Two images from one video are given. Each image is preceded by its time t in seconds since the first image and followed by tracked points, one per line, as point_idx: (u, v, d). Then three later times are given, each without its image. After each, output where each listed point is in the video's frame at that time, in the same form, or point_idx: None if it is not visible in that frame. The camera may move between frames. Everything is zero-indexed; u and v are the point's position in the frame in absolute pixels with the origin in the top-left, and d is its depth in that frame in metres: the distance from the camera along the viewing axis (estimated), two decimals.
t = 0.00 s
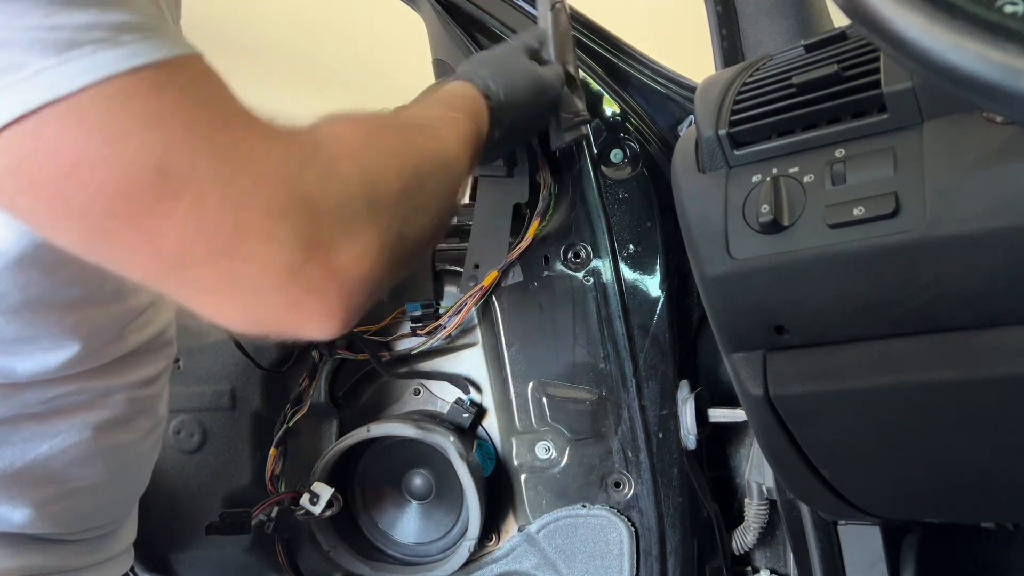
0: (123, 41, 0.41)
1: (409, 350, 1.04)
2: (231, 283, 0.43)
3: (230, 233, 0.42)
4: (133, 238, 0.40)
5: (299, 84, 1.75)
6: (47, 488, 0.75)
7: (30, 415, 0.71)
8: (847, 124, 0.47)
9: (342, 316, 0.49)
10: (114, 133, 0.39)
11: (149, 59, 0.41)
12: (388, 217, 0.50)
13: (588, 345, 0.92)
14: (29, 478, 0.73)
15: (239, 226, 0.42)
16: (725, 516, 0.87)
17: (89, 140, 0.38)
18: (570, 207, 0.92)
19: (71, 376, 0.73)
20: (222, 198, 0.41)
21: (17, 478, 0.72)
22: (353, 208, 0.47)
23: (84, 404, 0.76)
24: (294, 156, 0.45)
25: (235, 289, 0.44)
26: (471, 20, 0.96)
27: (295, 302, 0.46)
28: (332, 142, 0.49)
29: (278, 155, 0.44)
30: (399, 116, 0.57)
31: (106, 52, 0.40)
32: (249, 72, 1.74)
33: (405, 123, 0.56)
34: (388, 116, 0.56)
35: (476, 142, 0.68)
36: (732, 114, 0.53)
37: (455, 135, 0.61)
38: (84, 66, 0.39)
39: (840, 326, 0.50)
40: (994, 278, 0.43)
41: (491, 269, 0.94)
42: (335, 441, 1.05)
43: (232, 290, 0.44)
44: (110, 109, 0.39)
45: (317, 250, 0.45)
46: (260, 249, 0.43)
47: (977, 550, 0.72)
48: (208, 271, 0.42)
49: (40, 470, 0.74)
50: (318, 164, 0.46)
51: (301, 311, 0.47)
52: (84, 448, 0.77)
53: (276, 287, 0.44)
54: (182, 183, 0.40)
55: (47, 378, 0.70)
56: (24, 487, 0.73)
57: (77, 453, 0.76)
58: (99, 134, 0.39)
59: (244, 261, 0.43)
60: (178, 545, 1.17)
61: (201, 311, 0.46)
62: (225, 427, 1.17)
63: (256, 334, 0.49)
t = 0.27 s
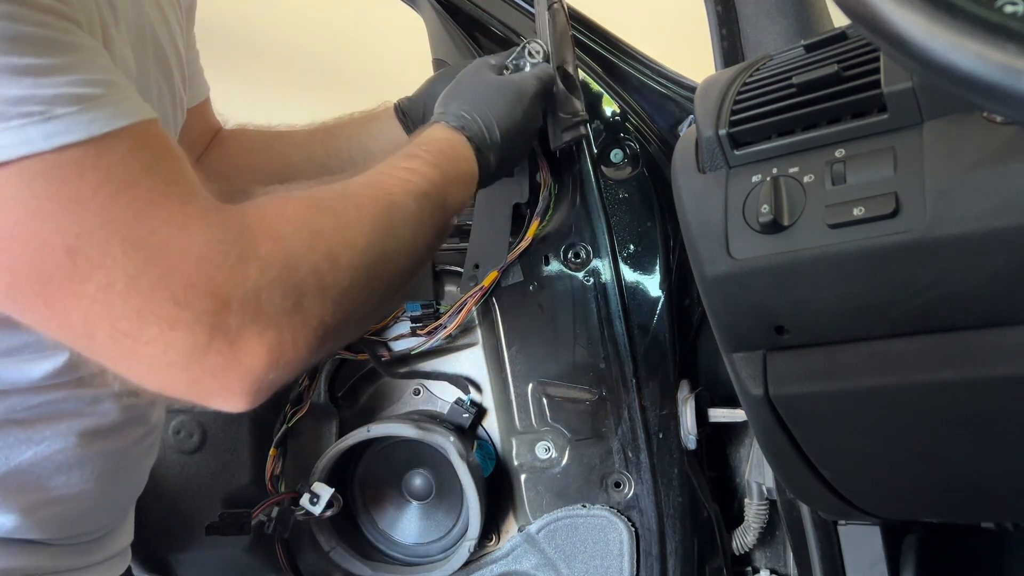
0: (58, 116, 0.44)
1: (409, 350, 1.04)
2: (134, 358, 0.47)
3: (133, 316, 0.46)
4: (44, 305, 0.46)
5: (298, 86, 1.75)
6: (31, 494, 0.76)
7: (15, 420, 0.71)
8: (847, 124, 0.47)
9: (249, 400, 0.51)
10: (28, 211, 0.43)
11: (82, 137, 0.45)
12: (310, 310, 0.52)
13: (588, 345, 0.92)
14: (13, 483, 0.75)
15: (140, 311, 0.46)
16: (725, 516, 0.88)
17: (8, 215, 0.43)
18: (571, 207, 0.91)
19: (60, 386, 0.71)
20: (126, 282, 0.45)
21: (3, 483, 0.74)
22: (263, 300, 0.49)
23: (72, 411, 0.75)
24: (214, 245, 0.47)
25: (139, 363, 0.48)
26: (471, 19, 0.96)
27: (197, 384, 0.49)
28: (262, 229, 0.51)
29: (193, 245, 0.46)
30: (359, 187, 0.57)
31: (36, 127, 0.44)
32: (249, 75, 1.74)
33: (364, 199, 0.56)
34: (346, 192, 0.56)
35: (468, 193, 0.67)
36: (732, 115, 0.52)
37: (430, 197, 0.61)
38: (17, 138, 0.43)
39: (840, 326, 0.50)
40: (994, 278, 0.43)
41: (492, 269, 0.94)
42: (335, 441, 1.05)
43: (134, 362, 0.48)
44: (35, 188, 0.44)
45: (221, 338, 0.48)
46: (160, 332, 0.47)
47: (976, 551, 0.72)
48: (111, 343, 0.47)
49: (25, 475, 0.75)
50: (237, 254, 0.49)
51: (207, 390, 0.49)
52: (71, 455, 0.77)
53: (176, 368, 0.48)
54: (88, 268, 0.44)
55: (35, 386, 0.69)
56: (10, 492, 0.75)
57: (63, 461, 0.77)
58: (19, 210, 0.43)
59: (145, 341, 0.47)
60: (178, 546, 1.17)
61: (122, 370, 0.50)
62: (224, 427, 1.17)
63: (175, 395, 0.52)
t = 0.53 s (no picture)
0: (52, 130, 0.45)
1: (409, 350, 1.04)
2: (136, 367, 0.48)
3: (134, 325, 0.46)
4: (44, 317, 0.46)
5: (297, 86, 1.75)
6: (33, 495, 0.76)
7: (16, 423, 0.71)
8: (847, 124, 0.47)
9: (252, 403, 0.51)
10: (28, 225, 0.44)
11: (78, 149, 0.45)
12: (308, 311, 0.52)
13: (588, 345, 0.92)
14: (16, 484, 0.74)
15: (141, 320, 0.46)
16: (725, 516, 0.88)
17: (7, 229, 0.44)
18: (571, 207, 0.91)
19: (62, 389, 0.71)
20: (126, 292, 0.45)
21: (6, 483, 0.74)
22: (262, 304, 0.50)
23: (75, 413, 0.75)
24: (211, 251, 0.48)
25: (142, 372, 0.48)
26: (471, 19, 0.96)
27: (199, 390, 0.49)
28: (259, 233, 0.51)
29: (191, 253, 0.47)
30: (359, 186, 0.57)
31: (30, 141, 0.44)
32: (248, 76, 1.74)
33: (364, 199, 0.56)
34: (345, 192, 0.56)
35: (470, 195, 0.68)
36: (732, 115, 0.52)
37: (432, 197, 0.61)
38: (13, 153, 0.44)
39: (840, 327, 0.50)
40: (994, 278, 0.43)
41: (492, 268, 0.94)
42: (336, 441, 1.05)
43: (137, 371, 0.48)
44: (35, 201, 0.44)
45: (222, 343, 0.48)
46: (162, 340, 0.47)
47: (976, 551, 0.72)
48: (113, 353, 0.47)
49: (28, 476, 0.75)
50: (235, 259, 0.49)
51: (211, 395, 0.50)
52: (73, 455, 0.77)
53: (178, 376, 0.48)
54: (87, 278, 0.45)
55: (37, 390, 0.69)
56: (12, 493, 0.74)
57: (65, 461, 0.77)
58: (18, 224, 0.44)
59: (147, 350, 0.47)
60: (178, 545, 1.17)
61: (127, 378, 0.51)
62: (224, 427, 1.17)
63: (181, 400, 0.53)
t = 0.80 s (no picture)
0: (38, 131, 0.45)
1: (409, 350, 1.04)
2: (126, 366, 0.48)
3: (121, 325, 0.46)
4: (33, 317, 0.46)
5: (296, 86, 1.75)
6: (31, 496, 0.77)
7: (15, 423, 0.71)
8: (847, 124, 0.47)
9: (241, 401, 0.51)
10: (16, 226, 0.44)
11: (65, 151, 0.45)
12: (297, 309, 0.52)
13: (588, 346, 0.92)
14: (14, 485, 0.75)
15: (128, 321, 0.46)
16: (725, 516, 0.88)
17: None
18: (571, 207, 0.91)
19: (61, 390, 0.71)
20: (113, 293, 0.46)
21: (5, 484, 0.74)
22: (249, 303, 0.49)
23: (73, 415, 0.75)
24: (198, 252, 0.48)
25: (132, 370, 0.49)
26: (471, 19, 0.96)
27: (188, 389, 0.50)
28: (245, 232, 0.51)
29: (175, 254, 0.47)
30: (351, 184, 0.57)
31: (17, 143, 0.44)
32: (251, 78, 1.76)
33: (355, 196, 0.56)
34: (337, 191, 0.56)
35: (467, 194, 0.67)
36: (732, 114, 0.52)
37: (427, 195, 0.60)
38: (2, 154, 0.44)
39: (840, 327, 0.50)
40: (994, 278, 0.43)
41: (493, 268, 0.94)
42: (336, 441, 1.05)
43: (127, 370, 0.49)
44: (24, 203, 0.45)
45: (210, 343, 0.49)
46: (150, 340, 0.47)
47: (976, 551, 0.72)
48: (102, 353, 0.48)
49: (26, 476, 0.75)
50: (221, 260, 0.49)
51: (201, 395, 0.50)
52: (71, 456, 0.77)
53: (166, 375, 0.49)
54: (75, 279, 0.45)
55: (35, 391, 0.69)
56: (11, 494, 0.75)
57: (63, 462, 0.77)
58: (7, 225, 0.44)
59: (134, 350, 0.47)
60: (178, 545, 1.17)
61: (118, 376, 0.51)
62: (225, 427, 1.17)
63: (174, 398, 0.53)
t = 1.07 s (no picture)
0: (17, 128, 0.45)
1: (409, 350, 1.05)
2: (106, 360, 0.49)
3: (100, 321, 0.47)
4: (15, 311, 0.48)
5: (297, 84, 1.75)
6: (27, 497, 0.76)
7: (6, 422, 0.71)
8: (847, 124, 0.47)
9: (221, 397, 0.52)
10: None
11: (44, 147, 0.46)
12: (277, 305, 0.52)
13: (588, 346, 0.92)
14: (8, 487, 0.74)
15: (107, 317, 0.47)
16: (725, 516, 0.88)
17: None
18: (571, 207, 0.91)
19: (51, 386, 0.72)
20: (92, 289, 0.47)
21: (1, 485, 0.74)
22: (228, 301, 0.50)
23: (66, 414, 0.76)
24: (176, 249, 0.48)
25: (113, 364, 0.50)
26: (471, 19, 0.96)
27: (169, 384, 0.51)
28: (227, 230, 0.52)
29: (153, 251, 0.48)
30: (338, 183, 0.58)
31: None
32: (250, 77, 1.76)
33: (341, 194, 0.57)
34: (323, 188, 0.57)
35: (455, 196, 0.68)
36: (732, 114, 0.52)
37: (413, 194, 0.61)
38: None
39: (840, 327, 0.50)
40: (995, 278, 0.43)
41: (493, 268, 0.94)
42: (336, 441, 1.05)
43: (108, 364, 0.50)
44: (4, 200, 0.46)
45: (189, 339, 0.49)
46: (129, 336, 0.48)
47: (976, 551, 0.72)
48: (83, 348, 0.49)
49: (19, 476, 0.75)
50: (201, 258, 0.49)
51: (182, 389, 0.51)
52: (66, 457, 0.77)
53: (148, 370, 0.50)
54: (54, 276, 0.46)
55: (26, 390, 0.69)
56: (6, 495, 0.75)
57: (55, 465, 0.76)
58: None
59: (114, 344, 0.48)
60: (178, 545, 1.17)
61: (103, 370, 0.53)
62: (225, 427, 1.17)
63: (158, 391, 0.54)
